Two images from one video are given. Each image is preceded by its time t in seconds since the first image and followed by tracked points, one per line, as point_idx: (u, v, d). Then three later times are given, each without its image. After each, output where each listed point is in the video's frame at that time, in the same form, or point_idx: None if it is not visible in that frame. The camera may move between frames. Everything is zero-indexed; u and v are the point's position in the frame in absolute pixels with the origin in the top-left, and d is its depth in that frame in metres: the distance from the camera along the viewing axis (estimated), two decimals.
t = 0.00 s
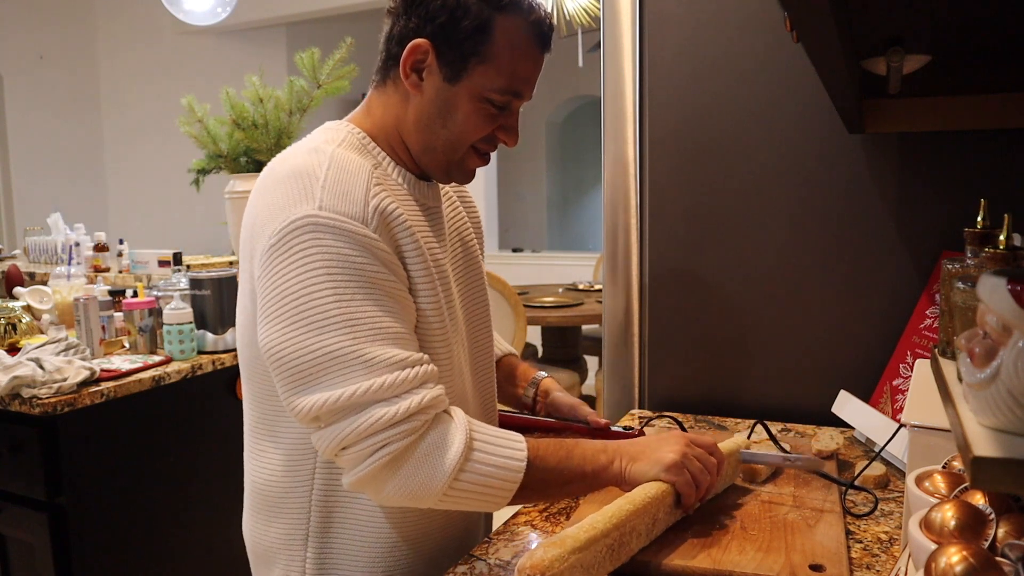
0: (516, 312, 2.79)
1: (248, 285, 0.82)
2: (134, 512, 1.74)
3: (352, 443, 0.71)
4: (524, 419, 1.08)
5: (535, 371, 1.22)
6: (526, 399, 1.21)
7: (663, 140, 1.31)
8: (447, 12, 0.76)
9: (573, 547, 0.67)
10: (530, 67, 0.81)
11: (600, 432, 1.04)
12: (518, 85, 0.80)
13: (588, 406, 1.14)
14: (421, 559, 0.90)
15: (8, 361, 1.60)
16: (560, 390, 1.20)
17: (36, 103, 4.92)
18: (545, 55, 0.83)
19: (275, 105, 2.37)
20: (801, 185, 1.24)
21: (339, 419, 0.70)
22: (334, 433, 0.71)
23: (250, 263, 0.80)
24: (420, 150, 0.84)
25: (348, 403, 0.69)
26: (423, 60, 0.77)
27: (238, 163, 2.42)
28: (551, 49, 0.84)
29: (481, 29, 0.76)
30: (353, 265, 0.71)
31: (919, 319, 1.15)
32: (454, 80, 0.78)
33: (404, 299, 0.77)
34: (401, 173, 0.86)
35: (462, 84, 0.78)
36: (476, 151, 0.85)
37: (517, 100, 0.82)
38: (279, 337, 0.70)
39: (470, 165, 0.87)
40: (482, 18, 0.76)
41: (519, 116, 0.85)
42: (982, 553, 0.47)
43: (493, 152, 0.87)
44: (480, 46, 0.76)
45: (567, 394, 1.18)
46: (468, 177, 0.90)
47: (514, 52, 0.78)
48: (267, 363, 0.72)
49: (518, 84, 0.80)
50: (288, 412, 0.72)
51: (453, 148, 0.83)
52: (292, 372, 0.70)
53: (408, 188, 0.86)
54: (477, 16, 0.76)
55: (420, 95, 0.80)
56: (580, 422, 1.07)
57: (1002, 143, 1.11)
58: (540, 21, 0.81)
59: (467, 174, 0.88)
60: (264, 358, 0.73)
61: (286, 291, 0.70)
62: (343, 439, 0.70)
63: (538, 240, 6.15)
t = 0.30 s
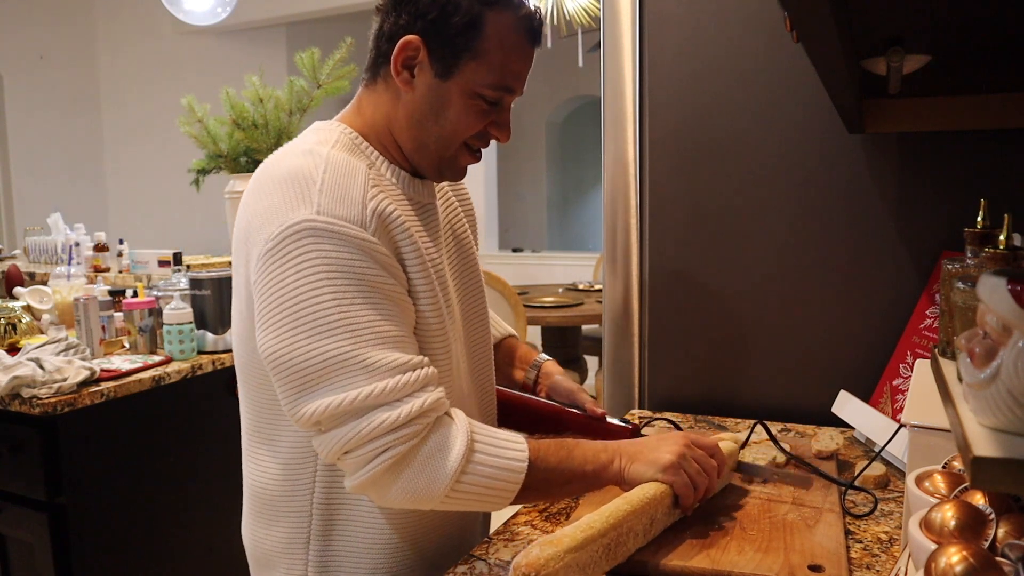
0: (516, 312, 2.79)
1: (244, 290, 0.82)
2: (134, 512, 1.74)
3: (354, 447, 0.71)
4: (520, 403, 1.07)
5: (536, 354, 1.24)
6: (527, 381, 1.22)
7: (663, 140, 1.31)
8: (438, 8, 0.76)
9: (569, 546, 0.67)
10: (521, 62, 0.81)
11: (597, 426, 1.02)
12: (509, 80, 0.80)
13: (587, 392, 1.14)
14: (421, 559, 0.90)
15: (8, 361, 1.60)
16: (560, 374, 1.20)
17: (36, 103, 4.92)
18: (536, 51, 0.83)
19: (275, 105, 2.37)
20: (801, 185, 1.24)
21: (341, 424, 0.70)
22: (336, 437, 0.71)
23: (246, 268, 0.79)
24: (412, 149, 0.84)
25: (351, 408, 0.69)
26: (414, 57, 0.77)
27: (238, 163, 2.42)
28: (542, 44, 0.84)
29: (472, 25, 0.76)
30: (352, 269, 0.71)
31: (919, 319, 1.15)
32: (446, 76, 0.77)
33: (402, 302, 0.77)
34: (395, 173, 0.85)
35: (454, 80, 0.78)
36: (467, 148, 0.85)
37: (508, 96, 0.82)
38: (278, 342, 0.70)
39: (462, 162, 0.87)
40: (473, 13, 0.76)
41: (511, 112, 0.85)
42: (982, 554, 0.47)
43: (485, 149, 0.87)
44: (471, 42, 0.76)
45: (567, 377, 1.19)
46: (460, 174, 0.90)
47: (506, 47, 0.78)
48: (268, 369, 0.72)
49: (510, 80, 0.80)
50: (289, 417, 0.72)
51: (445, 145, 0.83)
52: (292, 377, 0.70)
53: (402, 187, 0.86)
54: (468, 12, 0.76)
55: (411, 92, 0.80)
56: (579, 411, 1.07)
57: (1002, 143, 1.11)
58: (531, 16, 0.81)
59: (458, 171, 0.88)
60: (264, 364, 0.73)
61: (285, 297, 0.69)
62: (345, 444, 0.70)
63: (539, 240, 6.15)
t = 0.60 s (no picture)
0: (516, 312, 2.79)
1: (238, 293, 0.82)
2: (134, 512, 1.74)
3: (350, 453, 0.71)
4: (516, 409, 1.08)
5: (515, 353, 1.25)
6: (507, 380, 1.23)
7: (663, 140, 1.31)
8: (435, 7, 0.76)
9: (563, 546, 0.67)
10: (517, 61, 0.81)
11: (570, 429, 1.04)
12: (506, 79, 0.80)
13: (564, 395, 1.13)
14: (419, 559, 0.90)
15: (8, 361, 1.60)
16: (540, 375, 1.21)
17: (36, 103, 4.92)
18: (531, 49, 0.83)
19: (275, 105, 2.37)
20: (801, 185, 1.24)
21: (338, 430, 0.70)
22: (333, 444, 0.70)
23: (239, 272, 0.79)
24: (408, 150, 0.84)
25: (347, 414, 0.69)
26: (410, 57, 0.77)
27: (238, 163, 2.42)
28: (537, 41, 0.84)
29: (469, 24, 0.76)
30: (345, 274, 0.71)
31: (919, 319, 1.15)
32: (442, 76, 0.77)
33: (397, 305, 0.77)
34: (389, 173, 0.85)
35: (450, 80, 0.78)
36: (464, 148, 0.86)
37: (505, 95, 0.82)
38: (273, 349, 0.70)
39: (458, 162, 0.87)
40: (470, 12, 0.76)
41: (507, 111, 0.85)
42: (982, 554, 0.47)
43: (481, 149, 0.87)
44: (467, 41, 0.76)
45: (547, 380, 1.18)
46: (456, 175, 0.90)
47: (502, 47, 0.78)
48: (262, 375, 0.72)
49: (507, 79, 0.80)
50: (285, 424, 0.72)
51: (441, 146, 0.83)
52: (288, 384, 0.69)
53: (396, 188, 0.86)
54: (465, 11, 0.76)
55: (407, 93, 0.80)
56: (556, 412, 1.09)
57: (1002, 143, 1.11)
58: (526, 15, 0.81)
59: (454, 171, 0.88)
60: (259, 370, 0.72)
61: (279, 303, 0.69)
62: (342, 450, 0.70)
63: (539, 240, 6.15)
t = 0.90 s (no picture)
0: (516, 312, 2.79)
1: (231, 297, 0.81)
2: (134, 512, 1.74)
3: (359, 452, 0.71)
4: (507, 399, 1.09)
5: (509, 341, 1.26)
6: (497, 368, 1.24)
7: (663, 140, 1.31)
8: (429, 3, 0.76)
9: (568, 551, 0.67)
10: (512, 57, 0.81)
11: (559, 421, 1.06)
12: (501, 76, 0.80)
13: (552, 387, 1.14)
14: (415, 559, 0.90)
15: (8, 361, 1.60)
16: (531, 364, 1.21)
17: (35, 102, 4.91)
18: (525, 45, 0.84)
19: (275, 105, 2.38)
20: (801, 185, 1.24)
21: (343, 429, 0.70)
22: (340, 443, 0.70)
23: (232, 276, 0.79)
24: (405, 149, 0.84)
25: (352, 413, 0.69)
26: (405, 54, 0.77)
27: (238, 163, 2.42)
28: (530, 37, 0.84)
29: (465, 21, 0.76)
30: (343, 273, 0.71)
31: (919, 319, 1.15)
32: (438, 73, 0.77)
33: (393, 303, 0.77)
34: (381, 172, 0.85)
35: (446, 77, 0.77)
36: (460, 146, 0.86)
37: (500, 92, 0.82)
38: (273, 351, 0.69)
39: (454, 161, 0.88)
40: (465, 9, 0.76)
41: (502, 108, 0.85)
42: (982, 554, 0.47)
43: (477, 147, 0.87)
44: (463, 38, 0.76)
45: (536, 370, 1.19)
46: (452, 173, 0.90)
47: (497, 43, 0.78)
48: (263, 378, 0.72)
49: (502, 75, 0.80)
50: (289, 426, 0.72)
51: (437, 144, 0.83)
52: (290, 386, 0.69)
53: (389, 186, 0.86)
54: (460, 8, 0.76)
55: (403, 91, 0.80)
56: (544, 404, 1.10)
57: (1002, 143, 1.11)
58: (519, 12, 0.81)
59: (450, 169, 0.88)
60: (259, 373, 0.72)
61: (277, 305, 0.69)
62: (350, 449, 0.70)
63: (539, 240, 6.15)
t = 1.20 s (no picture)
0: (516, 312, 2.79)
1: (222, 302, 0.81)
2: (134, 512, 1.74)
3: (349, 461, 0.71)
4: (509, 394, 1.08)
5: (510, 334, 1.25)
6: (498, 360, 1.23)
7: (663, 140, 1.31)
8: (425, 4, 0.76)
9: (557, 547, 0.67)
10: (507, 58, 0.81)
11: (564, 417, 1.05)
12: (497, 78, 0.80)
13: (553, 379, 1.14)
14: (409, 560, 0.90)
15: (8, 361, 1.60)
16: (531, 357, 1.21)
17: (35, 103, 4.91)
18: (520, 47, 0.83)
19: (275, 105, 2.37)
20: (801, 185, 1.24)
21: (334, 439, 0.70)
22: (330, 451, 0.70)
23: (222, 282, 0.78)
24: (398, 151, 0.84)
25: (342, 423, 0.69)
26: (400, 56, 0.77)
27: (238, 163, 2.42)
28: (526, 39, 0.84)
29: (461, 21, 0.76)
30: (331, 282, 0.70)
31: (920, 319, 1.15)
32: (433, 75, 0.77)
33: (383, 309, 0.77)
34: (372, 175, 0.85)
35: (442, 79, 0.77)
36: (455, 149, 0.86)
37: (496, 94, 0.82)
38: (262, 360, 0.70)
39: (448, 164, 0.87)
40: (461, 10, 0.76)
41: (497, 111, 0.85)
42: (982, 553, 0.47)
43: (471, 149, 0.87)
44: (458, 40, 0.76)
45: (536, 362, 1.19)
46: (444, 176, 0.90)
47: (493, 45, 0.78)
48: (253, 387, 0.72)
49: (498, 77, 0.80)
50: (280, 434, 0.72)
51: (432, 147, 0.83)
52: (280, 395, 0.69)
53: (379, 189, 0.86)
54: (456, 9, 0.76)
55: (398, 93, 0.79)
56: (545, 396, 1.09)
57: (1002, 143, 1.11)
58: (514, 13, 0.81)
59: (443, 172, 0.88)
60: (249, 381, 0.72)
61: (266, 314, 0.69)
62: (341, 458, 0.70)
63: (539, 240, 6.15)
